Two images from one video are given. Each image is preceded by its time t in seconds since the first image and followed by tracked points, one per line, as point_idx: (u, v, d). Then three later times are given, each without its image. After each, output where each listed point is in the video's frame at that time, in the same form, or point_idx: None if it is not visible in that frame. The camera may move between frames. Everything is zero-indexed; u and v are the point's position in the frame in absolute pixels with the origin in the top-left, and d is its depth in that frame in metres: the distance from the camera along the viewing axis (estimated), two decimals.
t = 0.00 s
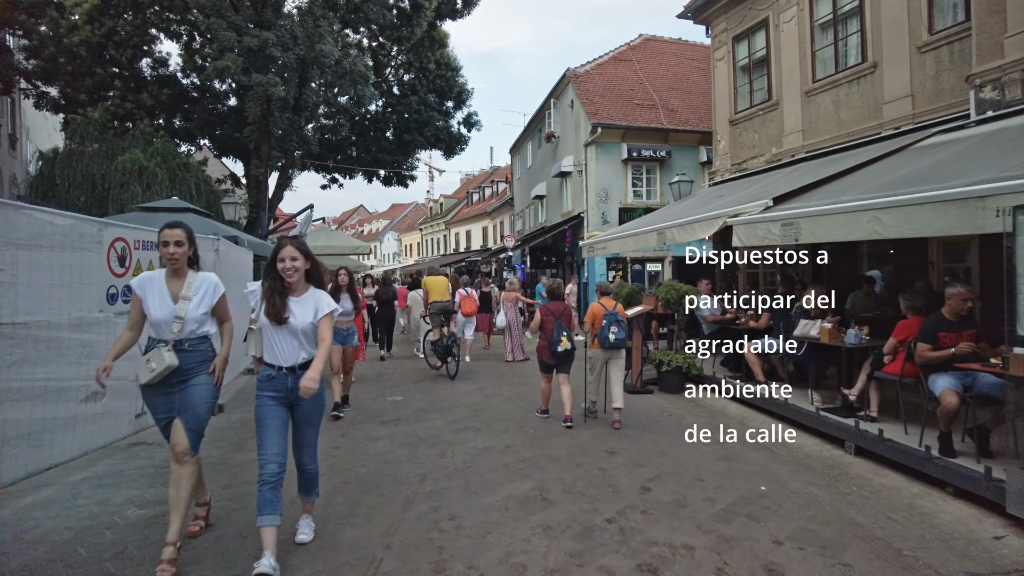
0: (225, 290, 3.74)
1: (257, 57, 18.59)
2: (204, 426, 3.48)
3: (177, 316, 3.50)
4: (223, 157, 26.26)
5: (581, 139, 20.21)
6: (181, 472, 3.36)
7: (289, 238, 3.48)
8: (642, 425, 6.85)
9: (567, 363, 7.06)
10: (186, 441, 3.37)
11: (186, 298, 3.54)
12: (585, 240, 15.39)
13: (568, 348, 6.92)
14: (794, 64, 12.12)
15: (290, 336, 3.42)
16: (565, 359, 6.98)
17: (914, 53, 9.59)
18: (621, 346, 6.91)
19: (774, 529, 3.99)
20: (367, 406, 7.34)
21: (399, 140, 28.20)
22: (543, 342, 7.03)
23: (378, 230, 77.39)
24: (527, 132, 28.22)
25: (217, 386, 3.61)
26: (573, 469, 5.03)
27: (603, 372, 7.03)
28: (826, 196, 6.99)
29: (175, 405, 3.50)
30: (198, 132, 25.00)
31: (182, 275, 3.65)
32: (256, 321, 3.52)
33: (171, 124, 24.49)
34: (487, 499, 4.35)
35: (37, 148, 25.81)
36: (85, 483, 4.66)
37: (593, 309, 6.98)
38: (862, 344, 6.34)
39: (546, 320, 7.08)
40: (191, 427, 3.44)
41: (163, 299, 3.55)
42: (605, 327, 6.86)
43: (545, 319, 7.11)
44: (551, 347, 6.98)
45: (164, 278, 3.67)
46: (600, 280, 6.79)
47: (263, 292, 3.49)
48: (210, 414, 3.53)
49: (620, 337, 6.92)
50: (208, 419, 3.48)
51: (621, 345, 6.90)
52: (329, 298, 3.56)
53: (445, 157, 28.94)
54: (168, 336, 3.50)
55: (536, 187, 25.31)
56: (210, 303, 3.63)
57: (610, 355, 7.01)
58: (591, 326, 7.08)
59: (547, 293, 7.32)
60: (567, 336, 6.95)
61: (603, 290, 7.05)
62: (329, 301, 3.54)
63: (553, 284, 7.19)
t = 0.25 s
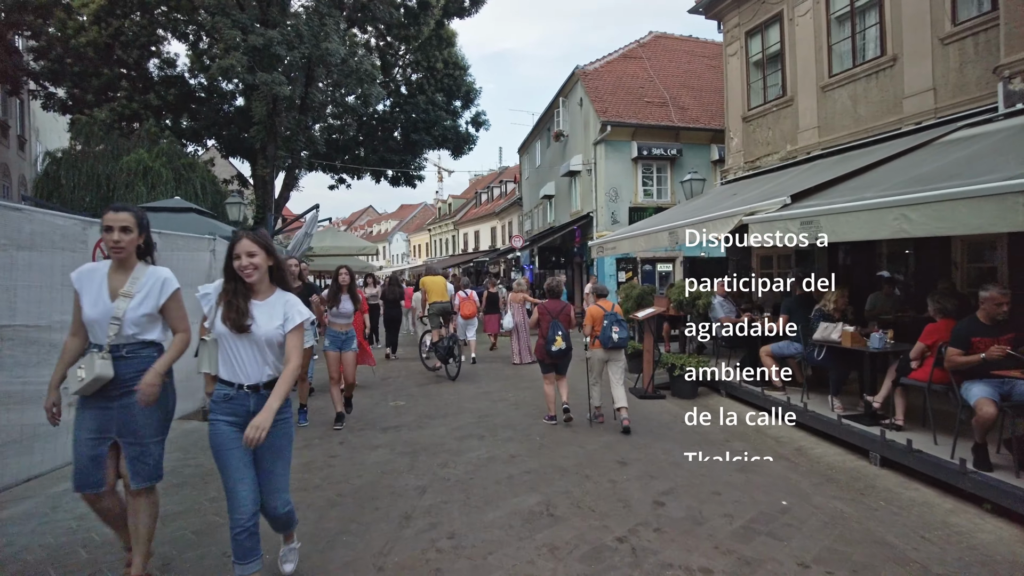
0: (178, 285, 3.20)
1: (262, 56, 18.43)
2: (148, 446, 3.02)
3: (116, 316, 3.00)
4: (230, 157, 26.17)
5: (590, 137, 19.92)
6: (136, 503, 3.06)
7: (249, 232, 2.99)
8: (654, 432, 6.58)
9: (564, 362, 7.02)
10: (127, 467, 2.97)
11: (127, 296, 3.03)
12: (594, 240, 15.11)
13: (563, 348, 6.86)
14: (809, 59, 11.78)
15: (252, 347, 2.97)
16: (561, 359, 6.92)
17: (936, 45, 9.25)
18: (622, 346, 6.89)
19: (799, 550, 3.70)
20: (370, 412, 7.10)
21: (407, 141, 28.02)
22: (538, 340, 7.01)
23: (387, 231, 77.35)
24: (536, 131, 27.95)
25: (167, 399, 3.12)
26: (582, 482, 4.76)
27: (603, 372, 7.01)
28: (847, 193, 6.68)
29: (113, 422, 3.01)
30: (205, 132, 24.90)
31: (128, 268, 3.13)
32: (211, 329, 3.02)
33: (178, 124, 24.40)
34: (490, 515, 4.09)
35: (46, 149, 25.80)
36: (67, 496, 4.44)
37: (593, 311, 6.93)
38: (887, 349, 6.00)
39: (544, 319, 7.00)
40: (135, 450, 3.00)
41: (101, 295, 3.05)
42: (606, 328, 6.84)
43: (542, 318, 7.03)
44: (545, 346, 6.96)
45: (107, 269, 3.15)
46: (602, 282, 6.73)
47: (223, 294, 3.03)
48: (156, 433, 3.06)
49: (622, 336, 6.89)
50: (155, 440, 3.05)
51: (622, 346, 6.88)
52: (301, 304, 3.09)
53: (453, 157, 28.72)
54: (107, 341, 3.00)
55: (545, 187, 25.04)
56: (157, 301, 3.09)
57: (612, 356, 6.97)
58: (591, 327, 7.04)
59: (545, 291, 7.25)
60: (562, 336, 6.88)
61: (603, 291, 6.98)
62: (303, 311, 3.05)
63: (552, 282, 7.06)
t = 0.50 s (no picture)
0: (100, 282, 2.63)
1: (266, 52, 18.23)
2: (75, 482, 2.57)
3: (22, 331, 2.46)
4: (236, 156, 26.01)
5: (599, 134, 19.60)
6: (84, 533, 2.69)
7: (178, 216, 2.47)
8: (668, 437, 6.27)
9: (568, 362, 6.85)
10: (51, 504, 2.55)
11: (39, 304, 2.49)
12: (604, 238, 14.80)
13: (564, 348, 6.65)
14: (826, 50, 11.41)
15: (192, 354, 2.46)
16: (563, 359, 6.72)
17: (961, 34, 8.88)
18: (625, 342, 6.75)
19: (831, 569, 3.40)
20: (371, 415, 6.83)
21: (413, 139, 27.77)
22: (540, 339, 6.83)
23: (394, 230, 77.29)
24: (543, 129, 27.65)
25: (95, 422, 2.61)
26: (593, 493, 4.47)
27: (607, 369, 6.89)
28: (871, 186, 6.34)
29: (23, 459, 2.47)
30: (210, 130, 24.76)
31: (40, 266, 2.58)
32: (143, 336, 2.51)
33: (183, 123, 24.26)
34: (496, 530, 3.80)
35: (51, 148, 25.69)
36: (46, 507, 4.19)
37: (595, 306, 6.81)
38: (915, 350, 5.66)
39: (546, 318, 6.80)
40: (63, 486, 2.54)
41: (6, 302, 2.52)
42: (608, 323, 6.70)
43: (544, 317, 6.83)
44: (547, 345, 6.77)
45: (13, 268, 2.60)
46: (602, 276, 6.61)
47: (153, 295, 2.50)
48: (83, 465, 2.58)
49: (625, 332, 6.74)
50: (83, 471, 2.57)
51: (625, 341, 6.75)
52: (256, 301, 2.57)
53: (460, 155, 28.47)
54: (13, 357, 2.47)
55: (553, 185, 24.72)
56: (75, 305, 2.54)
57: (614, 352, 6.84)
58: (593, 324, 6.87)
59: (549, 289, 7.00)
60: (563, 336, 6.68)
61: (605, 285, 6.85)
62: (261, 313, 2.53)
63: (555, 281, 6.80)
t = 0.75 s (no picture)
0: None
1: (268, 49, 18.04)
2: None
3: None
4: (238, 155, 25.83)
5: (605, 133, 19.33)
6: None
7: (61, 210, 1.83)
8: (677, 448, 5.99)
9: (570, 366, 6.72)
10: None
11: None
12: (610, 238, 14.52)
13: (567, 352, 6.55)
14: (839, 46, 11.10)
15: (65, 402, 1.81)
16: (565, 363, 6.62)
17: (981, 28, 8.58)
18: (624, 351, 6.74)
19: None
20: (368, 424, 6.57)
21: (418, 138, 27.56)
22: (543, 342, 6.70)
23: (399, 230, 77.15)
24: (548, 128, 27.39)
25: None
26: (599, 512, 4.20)
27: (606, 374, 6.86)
28: (892, 186, 6.05)
29: None
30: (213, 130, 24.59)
31: None
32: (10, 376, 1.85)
33: (186, 122, 24.10)
34: (494, 556, 3.54)
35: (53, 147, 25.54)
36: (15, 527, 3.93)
37: (595, 313, 6.77)
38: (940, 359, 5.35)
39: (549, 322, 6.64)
40: None
41: None
42: (608, 333, 6.67)
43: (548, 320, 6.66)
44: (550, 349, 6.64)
45: None
46: (604, 284, 6.54)
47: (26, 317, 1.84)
48: None
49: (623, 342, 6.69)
50: None
51: (624, 350, 6.74)
52: (163, 327, 1.93)
53: (464, 155, 28.24)
54: None
55: (558, 185, 24.45)
56: None
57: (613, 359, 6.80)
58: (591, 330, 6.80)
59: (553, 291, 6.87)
60: (566, 340, 6.57)
61: (606, 293, 6.80)
62: (174, 345, 1.91)
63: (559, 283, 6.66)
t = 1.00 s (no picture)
0: None
1: (266, 45, 17.83)
2: None
3: None
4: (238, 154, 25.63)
5: (608, 129, 19.05)
6: None
7: None
8: (682, 452, 5.71)
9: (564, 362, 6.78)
10: None
11: None
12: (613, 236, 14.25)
13: (562, 348, 6.62)
14: (848, 38, 10.80)
15: None
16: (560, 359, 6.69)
17: (997, 17, 8.28)
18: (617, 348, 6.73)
19: None
20: (358, 429, 6.32)
21: (419, 136, 27.33)
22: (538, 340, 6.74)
23: (402, 230, 76.97)
24: (551, 126, 27.13)
25: None
26: (598, 523, 3.93)
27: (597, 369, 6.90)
28: (907, 177, 5.76)
29: None
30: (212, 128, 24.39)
31: None
32: None
33: (185, 120, 23.90)
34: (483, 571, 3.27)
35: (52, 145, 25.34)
36: None
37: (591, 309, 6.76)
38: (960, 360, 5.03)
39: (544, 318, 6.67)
40: None
41: None
42: (602, 328, 6.66)
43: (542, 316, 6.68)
44: (545, 346, 6.68)
45: None
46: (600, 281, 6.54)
47: None
48: None
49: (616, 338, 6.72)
50: None
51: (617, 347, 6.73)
52: None
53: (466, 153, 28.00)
54: None
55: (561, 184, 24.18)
56: None
57: (606, 357, 6.81)
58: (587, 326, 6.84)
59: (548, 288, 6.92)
60: (561, 336, 6.63)
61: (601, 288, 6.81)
62: None
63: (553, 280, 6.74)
